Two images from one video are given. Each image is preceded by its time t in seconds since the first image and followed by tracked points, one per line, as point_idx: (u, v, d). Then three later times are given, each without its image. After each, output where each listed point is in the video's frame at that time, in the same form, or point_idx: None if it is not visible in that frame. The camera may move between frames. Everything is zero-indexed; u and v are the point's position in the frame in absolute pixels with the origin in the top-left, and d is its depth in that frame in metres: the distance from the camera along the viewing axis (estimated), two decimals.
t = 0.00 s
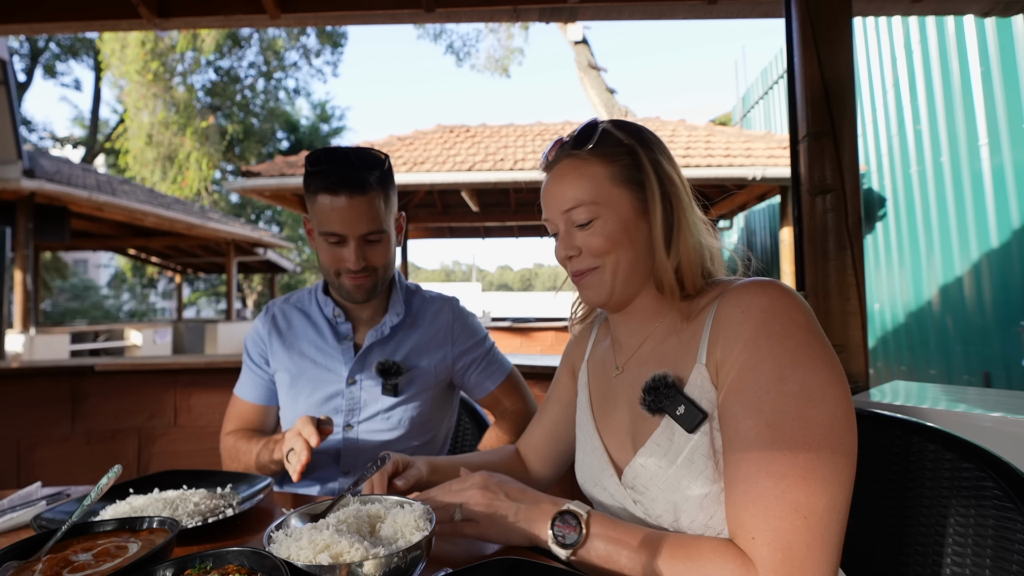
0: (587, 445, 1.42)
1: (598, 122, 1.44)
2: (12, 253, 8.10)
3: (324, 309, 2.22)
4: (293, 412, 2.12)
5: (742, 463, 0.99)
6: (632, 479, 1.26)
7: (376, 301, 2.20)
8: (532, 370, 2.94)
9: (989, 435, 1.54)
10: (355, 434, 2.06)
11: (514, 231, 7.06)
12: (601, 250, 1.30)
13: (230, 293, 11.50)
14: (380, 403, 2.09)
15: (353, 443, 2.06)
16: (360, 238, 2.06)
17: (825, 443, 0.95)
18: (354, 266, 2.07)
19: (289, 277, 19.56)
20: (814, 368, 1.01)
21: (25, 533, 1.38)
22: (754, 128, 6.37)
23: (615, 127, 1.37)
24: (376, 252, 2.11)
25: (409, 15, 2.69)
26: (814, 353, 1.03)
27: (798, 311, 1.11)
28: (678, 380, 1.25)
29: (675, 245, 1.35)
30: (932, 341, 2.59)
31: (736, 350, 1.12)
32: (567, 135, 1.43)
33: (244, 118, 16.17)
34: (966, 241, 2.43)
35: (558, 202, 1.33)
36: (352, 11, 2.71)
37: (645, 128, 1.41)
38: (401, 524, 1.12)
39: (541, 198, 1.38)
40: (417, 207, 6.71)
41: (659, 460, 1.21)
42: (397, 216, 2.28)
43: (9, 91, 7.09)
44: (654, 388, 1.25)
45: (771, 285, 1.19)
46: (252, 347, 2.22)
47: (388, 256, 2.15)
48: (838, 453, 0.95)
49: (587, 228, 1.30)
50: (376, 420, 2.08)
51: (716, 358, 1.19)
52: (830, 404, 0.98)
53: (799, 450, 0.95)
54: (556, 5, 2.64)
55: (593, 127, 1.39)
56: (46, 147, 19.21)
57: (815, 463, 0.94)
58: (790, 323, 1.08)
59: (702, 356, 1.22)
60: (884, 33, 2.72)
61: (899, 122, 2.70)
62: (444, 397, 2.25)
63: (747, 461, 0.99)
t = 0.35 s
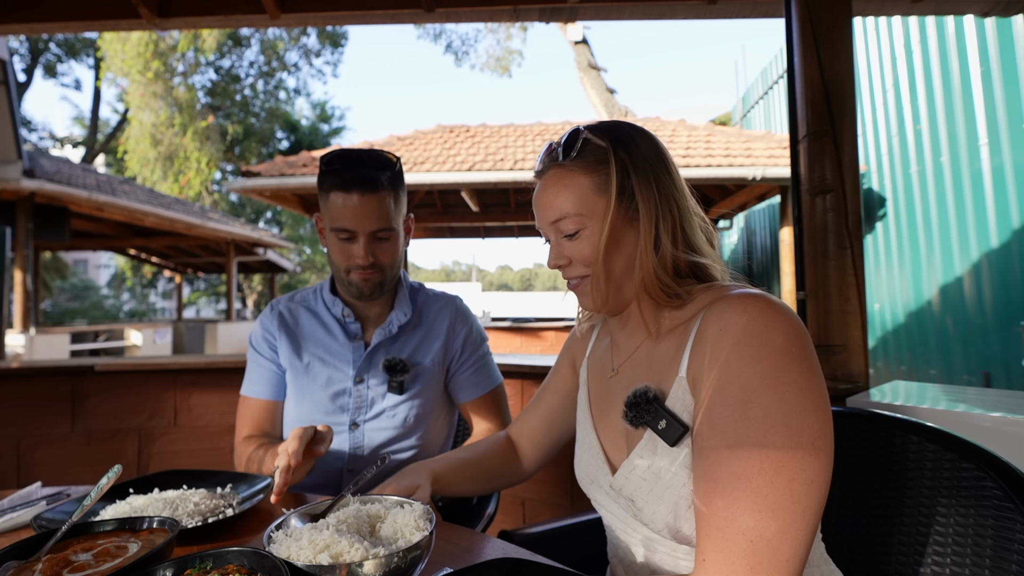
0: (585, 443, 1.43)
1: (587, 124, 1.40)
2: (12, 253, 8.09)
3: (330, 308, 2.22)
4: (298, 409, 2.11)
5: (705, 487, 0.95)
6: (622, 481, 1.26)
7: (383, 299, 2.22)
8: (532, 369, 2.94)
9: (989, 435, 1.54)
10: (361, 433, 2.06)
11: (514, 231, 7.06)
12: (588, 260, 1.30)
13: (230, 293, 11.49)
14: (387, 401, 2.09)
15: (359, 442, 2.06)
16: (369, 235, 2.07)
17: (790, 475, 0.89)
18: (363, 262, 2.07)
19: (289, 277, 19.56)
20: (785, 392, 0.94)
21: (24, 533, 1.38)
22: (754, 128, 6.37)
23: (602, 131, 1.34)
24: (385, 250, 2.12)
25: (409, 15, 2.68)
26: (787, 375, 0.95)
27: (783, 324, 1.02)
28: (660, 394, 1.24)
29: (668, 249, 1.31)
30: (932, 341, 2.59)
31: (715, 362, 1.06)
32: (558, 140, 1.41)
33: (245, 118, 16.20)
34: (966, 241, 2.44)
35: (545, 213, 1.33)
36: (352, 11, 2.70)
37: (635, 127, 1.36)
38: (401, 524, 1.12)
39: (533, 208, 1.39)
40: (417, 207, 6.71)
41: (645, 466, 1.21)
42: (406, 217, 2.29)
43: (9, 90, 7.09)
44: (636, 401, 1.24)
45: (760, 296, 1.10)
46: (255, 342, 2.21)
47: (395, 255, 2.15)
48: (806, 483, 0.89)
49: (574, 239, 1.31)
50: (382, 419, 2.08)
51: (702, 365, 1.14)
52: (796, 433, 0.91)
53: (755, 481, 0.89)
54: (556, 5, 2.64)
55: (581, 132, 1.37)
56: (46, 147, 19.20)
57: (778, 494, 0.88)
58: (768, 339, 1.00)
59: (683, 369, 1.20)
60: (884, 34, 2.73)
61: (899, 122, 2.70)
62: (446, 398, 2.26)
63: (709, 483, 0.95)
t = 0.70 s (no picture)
0: (588, 444, 1.43)
1: (586, 121, 1.40)
2: (12, 253, 8.09)
3: (334, 305, 2.23)
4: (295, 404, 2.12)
5: (705, 498, 0.96)
6: (623, 484, 1.26)
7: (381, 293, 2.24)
8: (531, 369, 2.94)
9: (989, 435, 1.54)
10: (357, 429, 2.07)
11: (514, 231, 7.06)
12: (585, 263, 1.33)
13: (230, 293, 11.49)
14: (383, 398, 2.10)
15: (354, 438, 2.07)
16: (348, 225, 2.12)
17: (793, 489, 0.89)
18: (337, 252, 2.13)
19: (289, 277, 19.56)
20: (789, 404, 0.93)
21: (24, 533, 1.38)
22: (754, 128, 6.37)
23: (599, 129, 1.33)
24: (363, 243, 2.14)
25: (409, 15, 2.69)
26: (792, 386, 0.94)
27: (788, 331, 1.01)
28: (661, 400, 1.24)
29: (668, 252, 1.30)
30: (932, 341, 2.59)
31: (717, 368, 1.05)
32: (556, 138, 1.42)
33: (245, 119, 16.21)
34: (966, 241, 2.44)
35: (542, 216, 1.36)
36: (351, 11, 2.70)
37: (635, 123, 1.34)
38: (401, 524, 1.12)
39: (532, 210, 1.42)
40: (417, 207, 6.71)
41: (645, 471, 1.21)
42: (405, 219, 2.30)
43: (9, 91, 7.09)
44: (634, 406, 1.23)
45: (767, 301, 1.09)
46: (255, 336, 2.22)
47: (378, 250, 2.15)
48: (808, 496, 0.89)
49: (571, 243, 1.33)
50: (378, 416, 2.08)
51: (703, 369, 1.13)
52: (799, 447, 0.90)
53: (759, 495, 0.90)
54: (556, 5, 2.64)
55: (578, 129, 1.37)
56: (46, 147, 19.20)
57: (780, 508, 0.89)
58: (771, 347, 0.99)
59: (684, 376, 1.20)
60: (884, 33, 2.72)
61: (899, 122, 2.69)
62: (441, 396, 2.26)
63: (710, 494, 0.95)
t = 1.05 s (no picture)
0: (593, 443, 1.43)
1: (587, 118, 1.39)
2: (12, 253, 8.09)
3: (331, 302, 2.22)
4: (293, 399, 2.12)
5: (712, 503, 0.96)
6: (627, 485, 1.26)
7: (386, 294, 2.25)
8: (531, 369, 2.94)
9: (989, 435, 1.54)
10: (357, 426, 2.08)
11: (514, 231, 7.06)
12: (591, 264, 1.32)
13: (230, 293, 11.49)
14: (382, 394, 2.12)
15: (354, 435, 2.08)
16: (379, 229, 2.12)
17: (801, 496, 0.89)
18: (369, 256, 2.11)
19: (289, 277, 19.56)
20: (799, 411, 0.92)
21: (24, 533, 1.38)
22: (754, 128, 6.36)
23: (603, 128, 1.32)
24: (392, 246, 2.16)
25: (409, 15, 2.69)
26: (801, 392, 0.94)
27: (796, 335, 1.00)
28: (666, 403, 1.24)
29: (676, 253, 1.30)
30: (932, 341, 2.59)
31: (724, 371, 1.05)
32: (559, 136, 1.41)
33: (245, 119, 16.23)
34: (966, 241, 2.44)
35: (546, 217, 1.35)
36: (351, 11, 2.70)
37: (639, 119, 1.34)
38: (401, 525, 1.12)
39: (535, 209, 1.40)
40: (416, 207, 6.71)
41: (650, 473, 1.21)
42: (413, 219, 2.34)
43: (9, 90, 7.07)
44: (641, 409, 1.22)
45: (775, 302, 1.08)
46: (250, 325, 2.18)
47: (401, 252, 2.21)
48: (819, 503, 0.89)
49: (576, 244, 1.32)
50: (377, 411, 2.09)
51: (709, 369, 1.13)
52: (809, 454, 0.90)
53: (768, 503, 0.89)
54: (556, 5, 2.64)
55: (580, 127, 1.36)
56: (46, 147, 19.20)
57: (788, 515, 0.88)
58: (780, 351, 0.98)
59: (690, 378, 1.20)
60: (884, 33, 2.72)
61: (899, 122, 2.70)
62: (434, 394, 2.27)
63: (718, 501, 0.95)
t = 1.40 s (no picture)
0: (598, 439, 1.43)
1: (595, 118, 1.39)
2: (12, 253, 8.09)
3: (351, 298, 2.23)
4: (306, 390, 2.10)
5: (723, 501, 0.96)
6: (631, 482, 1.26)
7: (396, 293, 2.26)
8: (531, 369, 2.94)
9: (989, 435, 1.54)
10: (369, 423, 2.08)
11: (514, 231, 7.06)
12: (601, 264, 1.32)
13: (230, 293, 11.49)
14: (394, 392, 2.12)
15: (366, 432, 2.08)
16: (397, 225, 2.14)
17: (810, 497, 0.89)
18: (387, 251, 2.13)
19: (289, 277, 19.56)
20: (810, 412, 0.92)
21: (24, 533, 1.38)
22: (754, 128, 6.35)
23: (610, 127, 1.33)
24: (409, 243, 2.19)
25: (409, 15, 2.69)
26: (812, 394, 0.93)
27: (810, 333, 0.99)
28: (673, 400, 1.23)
29: (685, 254, 1.28)
30: (932, 341, 2.59)
31: (735, 367, 1.04)
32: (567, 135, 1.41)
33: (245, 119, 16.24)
34: (966, 241, 2.44)
35: (556, 215, 1.35)
36: (351, 11, 2.70)
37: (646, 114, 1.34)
38: (401, 524, 1.12)
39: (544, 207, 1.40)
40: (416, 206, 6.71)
41: (653, 470, 1.21)
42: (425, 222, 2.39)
43: (9, 90, 7.06)
44: (648, 407, 1.22)
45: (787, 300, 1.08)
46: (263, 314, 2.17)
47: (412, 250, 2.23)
48: (827, 504, 0.89)
49: (586, 242, 1.33)
50: (389, 409, 2.10)
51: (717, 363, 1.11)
52: (818, 454, 0.90)
53: (772, 503, 0.90)
54: (556, 5, 2.64)
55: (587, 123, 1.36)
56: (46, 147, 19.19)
57: (796, 516, 0.89)
58: (790, 351, 0.97)
59: (698, 377, 1.19)
60: (884, 33, 2.72)
61: (899, 122, 2.69)
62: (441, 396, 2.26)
63: (727, 498, 0.96)
